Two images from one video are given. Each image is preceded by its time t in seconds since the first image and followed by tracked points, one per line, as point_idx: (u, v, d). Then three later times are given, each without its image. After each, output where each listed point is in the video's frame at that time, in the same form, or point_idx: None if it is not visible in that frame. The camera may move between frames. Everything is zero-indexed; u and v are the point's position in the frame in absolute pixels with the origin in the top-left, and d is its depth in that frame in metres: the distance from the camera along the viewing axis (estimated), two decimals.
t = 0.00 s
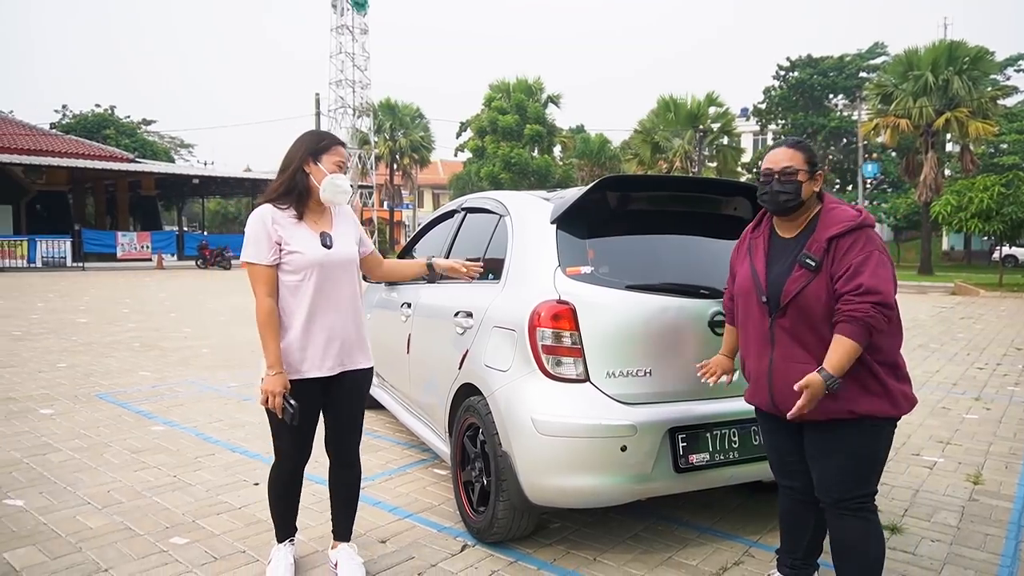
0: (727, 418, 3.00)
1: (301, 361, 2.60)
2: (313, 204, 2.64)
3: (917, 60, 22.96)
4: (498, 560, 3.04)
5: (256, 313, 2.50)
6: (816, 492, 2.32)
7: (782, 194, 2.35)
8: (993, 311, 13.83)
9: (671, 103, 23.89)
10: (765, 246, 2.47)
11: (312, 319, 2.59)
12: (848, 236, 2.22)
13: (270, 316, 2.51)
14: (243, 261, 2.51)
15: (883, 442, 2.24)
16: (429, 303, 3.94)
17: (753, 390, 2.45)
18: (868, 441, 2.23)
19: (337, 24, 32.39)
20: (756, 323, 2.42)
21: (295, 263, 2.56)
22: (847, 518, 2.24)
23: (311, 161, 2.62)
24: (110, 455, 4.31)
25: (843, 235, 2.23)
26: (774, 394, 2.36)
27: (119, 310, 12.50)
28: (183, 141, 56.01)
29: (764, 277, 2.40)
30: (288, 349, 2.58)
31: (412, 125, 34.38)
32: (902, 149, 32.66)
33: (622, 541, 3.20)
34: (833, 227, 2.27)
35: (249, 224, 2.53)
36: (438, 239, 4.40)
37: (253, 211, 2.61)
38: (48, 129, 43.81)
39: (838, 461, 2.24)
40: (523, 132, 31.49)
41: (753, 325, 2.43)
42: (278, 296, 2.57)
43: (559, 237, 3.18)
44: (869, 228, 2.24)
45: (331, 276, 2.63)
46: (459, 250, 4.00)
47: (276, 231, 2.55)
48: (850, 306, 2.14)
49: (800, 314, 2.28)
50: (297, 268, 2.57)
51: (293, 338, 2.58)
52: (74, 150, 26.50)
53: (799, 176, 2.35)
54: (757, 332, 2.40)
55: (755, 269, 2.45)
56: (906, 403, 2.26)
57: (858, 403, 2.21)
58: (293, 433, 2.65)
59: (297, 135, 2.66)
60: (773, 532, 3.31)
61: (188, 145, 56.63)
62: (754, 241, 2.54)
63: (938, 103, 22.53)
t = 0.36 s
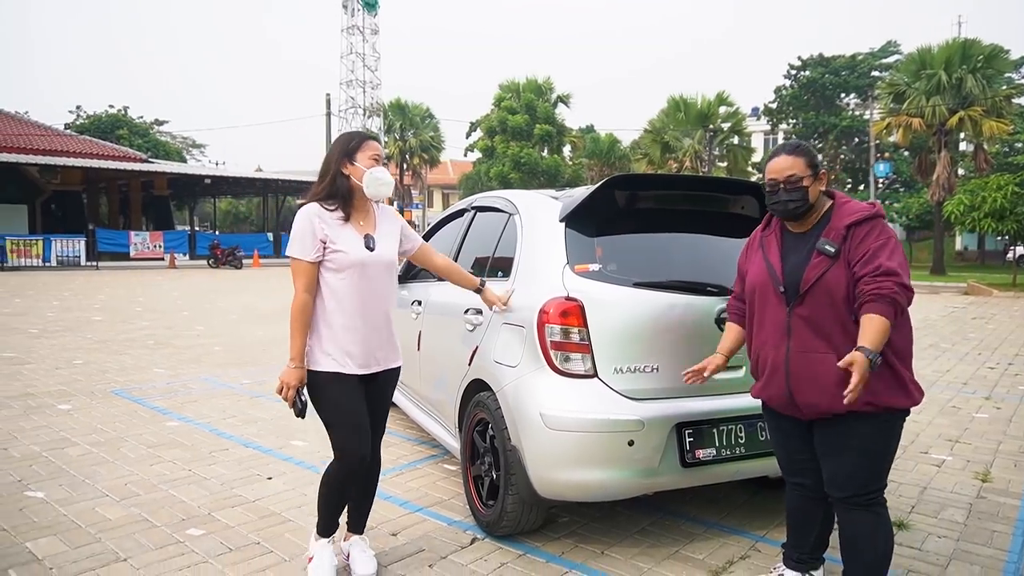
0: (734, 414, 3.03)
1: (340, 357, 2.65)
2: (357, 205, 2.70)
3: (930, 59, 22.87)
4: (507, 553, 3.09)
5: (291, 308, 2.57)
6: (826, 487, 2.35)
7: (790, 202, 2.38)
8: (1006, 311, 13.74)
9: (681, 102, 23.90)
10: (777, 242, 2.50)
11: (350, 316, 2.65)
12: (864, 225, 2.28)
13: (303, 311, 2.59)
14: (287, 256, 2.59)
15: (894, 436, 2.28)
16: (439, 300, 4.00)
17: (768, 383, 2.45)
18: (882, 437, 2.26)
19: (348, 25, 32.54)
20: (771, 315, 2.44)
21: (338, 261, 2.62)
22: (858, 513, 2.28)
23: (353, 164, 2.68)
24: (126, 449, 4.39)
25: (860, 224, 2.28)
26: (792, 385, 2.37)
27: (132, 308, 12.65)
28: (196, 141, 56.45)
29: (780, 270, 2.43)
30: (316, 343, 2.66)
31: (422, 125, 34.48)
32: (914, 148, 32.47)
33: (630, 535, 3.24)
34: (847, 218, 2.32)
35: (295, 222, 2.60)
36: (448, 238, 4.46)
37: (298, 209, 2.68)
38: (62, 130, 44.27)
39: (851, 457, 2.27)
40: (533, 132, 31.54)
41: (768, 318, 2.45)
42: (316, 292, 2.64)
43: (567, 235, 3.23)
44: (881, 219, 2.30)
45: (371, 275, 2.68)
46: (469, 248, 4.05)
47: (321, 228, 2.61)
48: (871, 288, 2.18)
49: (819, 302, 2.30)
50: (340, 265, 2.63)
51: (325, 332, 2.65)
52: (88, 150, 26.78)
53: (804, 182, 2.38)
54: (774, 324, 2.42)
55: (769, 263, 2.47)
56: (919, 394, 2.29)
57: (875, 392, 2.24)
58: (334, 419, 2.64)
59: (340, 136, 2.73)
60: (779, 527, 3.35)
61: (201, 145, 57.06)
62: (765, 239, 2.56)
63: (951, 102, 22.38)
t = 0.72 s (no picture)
0: (732, 412, 3.11)
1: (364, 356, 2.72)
2: (382, 213, 2.79)
3: (932, 60, 22.90)
4: (510, 547, 3.16)
5: (317, 311, 2.63)
6: (800, 492, 2.42)
7: (810, 202, 2.42)
8: (1007, 311, 13.78)
9: (683, 103, 23.99)
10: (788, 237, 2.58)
11: (372, 316, 2.72)
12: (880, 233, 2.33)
13: (326, 313, 2.66)
14: (314, 258, 2.65)
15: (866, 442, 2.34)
16: (444, 301, 4.07)
17: (750, 364, 2.54)
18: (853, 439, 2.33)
19: (351, 26, 32.64)
20: (767, 302, 2.52)
21: (364, 265, 2.70)
22: (832, 517, 2.33)
23: (378, 174, 2.76)
24: (137, 447, 4.47)
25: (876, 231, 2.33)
26: (772, 369, 2.45)
27: (138, 308, 12.74)
28: (198, 142, 56.63)
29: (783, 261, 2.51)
30: (339, 343, 2.73)
31: (425, 125, 34.58)
32: (917, 149, 32.51)
33: (631, 531, 3.31)
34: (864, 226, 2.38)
35: (321, 226, 2.67)
36: (451, 240, 4.53)
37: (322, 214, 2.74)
38: (66, 130, 44.43)
39: (824, 461, 2.33)
40: (535, 132, 31.60)
41: (765, 304, 2.53)
42: (339, 294, 2.72)
43: (570, 238, 3.29)
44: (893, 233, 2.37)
45: (394, 279, 2.77)
46: (473, 250, 4.13)
47: (347, 234, 2.69)
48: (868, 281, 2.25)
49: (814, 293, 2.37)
50: (365, 269, 2.70)
51: (347, 332, 2.71)
52: (92, 151, 26.90)
53: (824, 182, 2.41)
54: (767, 309, 2.51)
55: (775, 253, 2.56)
56: (892, 405, 2.37)
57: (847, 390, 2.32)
58: (359, 414, 2.74)
59: (365, 147, 2.81)
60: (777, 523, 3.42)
61: (204, 146, 57.22)
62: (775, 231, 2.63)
63: (953, 102, 22.41)
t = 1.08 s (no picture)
0: (726, 410, 3.18)
1: (373, 353, 2.80)
2: (383, 214, 2.87)
3: (931, 61, 22.97)
4: (510, 542, 3.24)
5: (327, 311, 2.70)
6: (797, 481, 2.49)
7: (808, 195, 2.52)
8: (1004, 311, 13.86)
9: (683, 104, 24.10)
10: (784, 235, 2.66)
11: (380, 313, 2.80)
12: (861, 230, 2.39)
13: (338, 314, 2.73)
14: (320, 262, 2.73)
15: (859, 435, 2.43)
16: (445, 301, 4.14)
17: (744, 357, 2.64)
18: (845, 430, 2.40)
19: (352, 27, 32.72)
20: (758, 299, 2.62)
21: (369, 265, 2.78)
22: (826, 506, 2.42)
23: (375, 177, 2.83)
24: (143, 445, 4.55)
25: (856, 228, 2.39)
26: (763, 363, 2.54)
27: (140, 309, 12.81)
28: (199, 142, 56.71)
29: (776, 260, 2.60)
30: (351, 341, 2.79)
31: (425, 126, 34.65)
32: (915, 150, 32.62)
33: (628, 527, 3.39)
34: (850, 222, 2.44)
35: (325, 229, 2.75)
36: (452, 242, 4.60)
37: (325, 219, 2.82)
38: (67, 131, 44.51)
39: (816, 452, 2.41)
40: (535, 134, 31.68)
41: (758, 300, 2.62)
42: (347, 295, 2.79)
43: (569, 240, 3.37)
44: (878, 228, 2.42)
45: (399, 277, 2.85)
46: (474, 251, 4.20)
47: (352, 235, 2.76)
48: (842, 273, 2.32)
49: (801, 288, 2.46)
50: (371, 270, 2.78)
51: (356, 331, 2.79)
52: (94, 151, 26.97)
53: (825, 178, 2.50)
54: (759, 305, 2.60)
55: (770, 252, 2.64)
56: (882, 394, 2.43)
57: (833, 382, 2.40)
58: (369, 410, 2.81)
59: (362, 152, 2.87)
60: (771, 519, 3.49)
61: (204, 146, 57.27)
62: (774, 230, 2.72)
63: (952, 104, 22.48)
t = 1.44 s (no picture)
0: (718, 409, 3.22)
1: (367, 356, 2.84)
2: (378, 217, 2.90)
3: (928, 62, 23.01)
4: (505, 540, 3.28)
5: (321, 313, 2.75)
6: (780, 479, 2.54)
7: (768, 211, 2.59)
8: (1000, 312, 13.92)
9: (680, 105, 24.16)
10: (765, 242, 2.70)
11: (376, 316, 2.84)
12: (840, 243, 2.39)
13: (331, 315, 2.77)
14: (315, 263, 2.77)
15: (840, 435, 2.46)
16: (442, 301, 4.18)
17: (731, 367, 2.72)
18: (826, 433, 2.44)
19: (349, 28, 32.74)
20: (741, 307, 2.70)
21: (363, 266, 2.82)
22: (806, 505, 2.46)
23: (368, 181, 2.86)
24: (142, 445, 4.59)
25: (834, 242, 2.40)
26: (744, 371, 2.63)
27: (138, 309, 12.82)
28: (197, 142, 56.67)
29: (755, 270, 2.65)
30: (345, 344, 2.83)
31: (423, 126, 34.67)
32: (912, 151, 32.69)
33: (622, 524, 3.43)
34: (827, 233, 2.45)
35: (320, 232, 2.79)
36: (449, 242, 4.64)
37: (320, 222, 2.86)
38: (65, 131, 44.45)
39: (795, 451, 2.46)
40: (533, 134, 31.70)
41: (741, 309, 2.70)
42: (341, 296, 2.82)
43: (563, 240, 3.41)
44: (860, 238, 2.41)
45: (393, 278, 2.89)
46: (471, 252, 4.24)
47: (346, 237, 2.80)
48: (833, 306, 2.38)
49: (777, 301, 2.52)
50: (365, 270, 2.82)
51: (352, 333, 2.82)
52: (91, 152, 26.94)
53: (779, 193, 2.57)
54: (742, 315, 2.67)
55: (750, 260, 2.70)
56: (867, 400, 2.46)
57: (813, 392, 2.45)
58: (362, 410, 2.85)
59: (357, 155, 2.88)
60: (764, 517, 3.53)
61: (201, 146, 57.21)
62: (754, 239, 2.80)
63: (948, 105, 22.57)
